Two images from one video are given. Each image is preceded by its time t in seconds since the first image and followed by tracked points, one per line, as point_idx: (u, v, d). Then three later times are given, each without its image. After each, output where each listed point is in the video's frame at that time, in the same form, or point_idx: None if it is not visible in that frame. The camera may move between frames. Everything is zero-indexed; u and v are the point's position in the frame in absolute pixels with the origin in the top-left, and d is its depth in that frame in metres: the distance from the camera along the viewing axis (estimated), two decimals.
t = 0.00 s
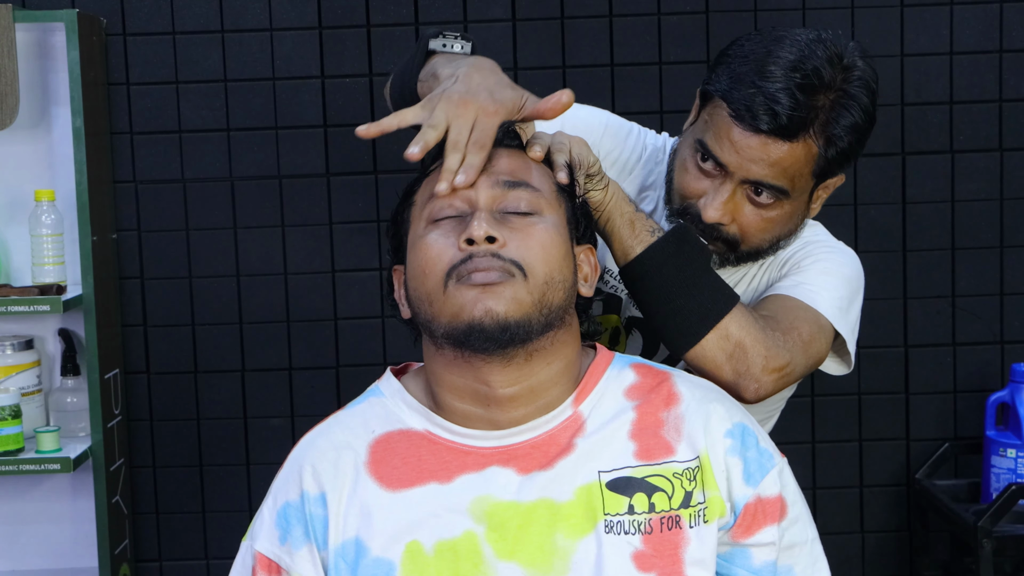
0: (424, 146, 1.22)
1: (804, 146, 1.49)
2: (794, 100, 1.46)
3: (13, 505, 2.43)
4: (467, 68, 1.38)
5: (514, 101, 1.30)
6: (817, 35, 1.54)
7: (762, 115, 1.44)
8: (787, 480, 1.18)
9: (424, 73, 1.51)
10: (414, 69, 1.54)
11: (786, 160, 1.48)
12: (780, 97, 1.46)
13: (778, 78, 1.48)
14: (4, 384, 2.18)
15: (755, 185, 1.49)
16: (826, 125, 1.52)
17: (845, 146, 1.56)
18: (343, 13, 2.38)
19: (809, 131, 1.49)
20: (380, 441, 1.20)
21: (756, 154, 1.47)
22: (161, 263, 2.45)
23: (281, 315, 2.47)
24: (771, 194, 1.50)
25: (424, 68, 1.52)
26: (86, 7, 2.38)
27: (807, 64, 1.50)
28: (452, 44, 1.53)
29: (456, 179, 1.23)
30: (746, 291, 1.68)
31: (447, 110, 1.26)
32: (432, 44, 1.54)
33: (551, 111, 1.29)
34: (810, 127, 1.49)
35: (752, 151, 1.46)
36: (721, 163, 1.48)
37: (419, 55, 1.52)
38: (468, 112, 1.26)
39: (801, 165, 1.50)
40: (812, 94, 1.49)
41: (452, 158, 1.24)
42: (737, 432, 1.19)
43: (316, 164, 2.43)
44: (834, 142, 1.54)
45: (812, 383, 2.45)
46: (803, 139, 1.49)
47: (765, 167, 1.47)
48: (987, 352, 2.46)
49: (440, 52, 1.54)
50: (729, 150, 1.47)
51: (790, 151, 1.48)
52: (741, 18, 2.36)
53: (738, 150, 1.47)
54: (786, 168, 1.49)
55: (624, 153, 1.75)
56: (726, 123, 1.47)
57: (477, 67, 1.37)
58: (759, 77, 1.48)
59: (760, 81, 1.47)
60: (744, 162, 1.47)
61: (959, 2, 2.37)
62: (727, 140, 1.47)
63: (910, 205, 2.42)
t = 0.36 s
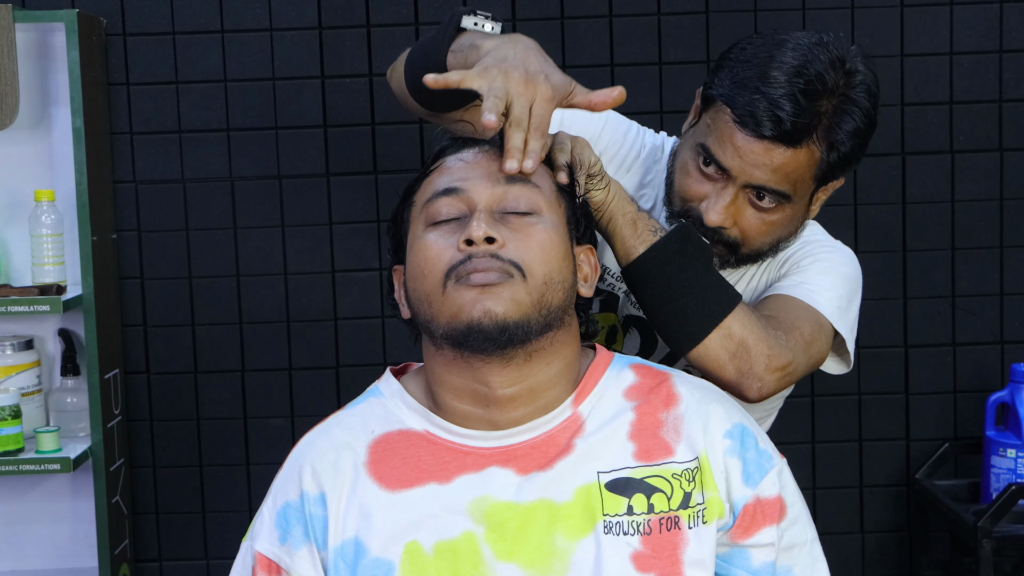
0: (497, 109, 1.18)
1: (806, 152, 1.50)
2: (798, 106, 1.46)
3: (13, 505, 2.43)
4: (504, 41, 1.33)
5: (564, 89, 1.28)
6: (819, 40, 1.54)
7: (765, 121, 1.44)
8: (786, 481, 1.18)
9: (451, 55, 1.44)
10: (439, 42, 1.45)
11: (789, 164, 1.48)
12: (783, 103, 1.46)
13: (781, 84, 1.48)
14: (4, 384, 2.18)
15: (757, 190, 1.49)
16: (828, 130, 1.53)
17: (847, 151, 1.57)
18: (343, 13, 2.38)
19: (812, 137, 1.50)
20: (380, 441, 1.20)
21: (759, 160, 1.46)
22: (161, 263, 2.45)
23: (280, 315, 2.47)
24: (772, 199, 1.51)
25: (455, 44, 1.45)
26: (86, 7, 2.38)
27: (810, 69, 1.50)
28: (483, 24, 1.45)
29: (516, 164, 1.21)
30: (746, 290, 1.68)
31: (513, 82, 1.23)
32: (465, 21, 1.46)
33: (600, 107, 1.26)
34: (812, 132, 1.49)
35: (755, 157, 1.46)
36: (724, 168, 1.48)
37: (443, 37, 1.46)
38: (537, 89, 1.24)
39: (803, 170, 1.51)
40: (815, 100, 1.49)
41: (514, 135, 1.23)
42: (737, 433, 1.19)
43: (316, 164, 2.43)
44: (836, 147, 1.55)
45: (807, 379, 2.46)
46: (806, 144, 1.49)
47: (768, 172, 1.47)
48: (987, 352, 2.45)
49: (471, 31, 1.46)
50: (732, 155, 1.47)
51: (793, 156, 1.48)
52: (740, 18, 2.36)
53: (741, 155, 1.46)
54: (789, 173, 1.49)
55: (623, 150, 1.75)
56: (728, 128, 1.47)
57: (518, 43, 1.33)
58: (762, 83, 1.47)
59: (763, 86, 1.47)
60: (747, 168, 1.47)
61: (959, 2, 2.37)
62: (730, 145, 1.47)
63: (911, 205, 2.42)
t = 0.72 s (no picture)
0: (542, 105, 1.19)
1: (800, 158, 1.49)
2: (791, 113, 1.46)
3: (13, 505, 2.43)
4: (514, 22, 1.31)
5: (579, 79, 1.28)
6: (809, 45, 1.54)
7: (759, 129, 1.44)
8: (787, 482, 1.19)
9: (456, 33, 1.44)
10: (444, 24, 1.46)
11: (783, 171, 1.48)
12: (776, 110, 1.45)
13: (773, 91, 1.47)
14: (4, 384, 2.18)
15: (752, 197, 1.49)
16: (821, 135, 1.53)
17: (840, 155, 1.57)
18: (343, 13, 2.38)
19: (806, 143, 1.50)
20: (381, 442, 1.20)
21: (754, 167, 1.46)
22: (161, 262, 2.45)
23: (280, 315, 2.47)
24: (767, 205, 1.50)
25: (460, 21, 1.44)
26: (86, 7, 2.38)
27: (801, 74, 1.49)
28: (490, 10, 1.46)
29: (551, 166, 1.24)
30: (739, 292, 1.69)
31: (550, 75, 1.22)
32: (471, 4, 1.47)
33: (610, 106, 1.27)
34: (806, 138, 1.49)
35: (749, 164, 1.46)
36: (717, 175, 1.47)
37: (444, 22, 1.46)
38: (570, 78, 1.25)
39: (797, 176, 1.50)
40: (807, 105, 1.49)
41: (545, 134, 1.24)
42: (738, 434, 1.19)
43: (316, 164, 2.43)
44: (829, 151, 1.55)
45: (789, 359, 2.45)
46: (800, 151, 1.49)
47: (762, 179, 1.47)
48: (987, 352, 2.46)
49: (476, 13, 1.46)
50: (726, 162, 1.46)
51: (787, 163, 1.48)
52: (740, 18, 2.36)
53: (735, 162, 1.46)
54: (783, 179, 1.49)
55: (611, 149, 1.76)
56: (721, 136, 1.46)
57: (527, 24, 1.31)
58: (754, 90, 1.47)
59: (755, 94, 1.46)
60: (741, 175, 1.46)
61: (959, 2, 2.37)
62: (723, 153, 1.46)
63: (910, 205, 2.42)
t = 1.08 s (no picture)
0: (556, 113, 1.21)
1: (795, 159, 1.49)
2: (785, 114, 1.46)
3: (13, 505, 2.43)
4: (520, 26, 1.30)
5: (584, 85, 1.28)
6: (800, 44, 1.53)
7: (754, 131, 1.44)
8: (786, 484, 1.19)
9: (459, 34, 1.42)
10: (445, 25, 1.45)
11: (778, 172, 1.48)
12: (771, 111, 1.45)
13: (767, 92, 1.47)
14: (4, 384, 2.18)
15: (747, 198, 1.49)
16: (815, 135, 1.53)
17: (834, 154, 1.57)
18: (343, 13, 2.38)
19: (800, 144, 1.49)
20: (381, 443, 1.20)
21: (750, 169, 1.46)
22: (161, 262, 2.45)
23: (280, 315, 2.47)
24: (762, 206, 1.51)
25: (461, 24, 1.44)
26: (86, 7, 2.38)
27: (795, 75, 1.49)
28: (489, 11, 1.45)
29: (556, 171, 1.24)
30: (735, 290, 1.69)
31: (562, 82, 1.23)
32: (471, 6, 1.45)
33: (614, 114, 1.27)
34: (801, 139, 1.49)
35: (745, 166, 1.46)
36: (713, 177, 1.47)
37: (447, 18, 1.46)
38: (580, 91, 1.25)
39: (792, 176, 1.50)
40: (801, 106, 1.49)
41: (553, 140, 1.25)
42: (737, 436, 1.19)
43: (316, 165, 2.43)
44: (823, 151, 1.55)
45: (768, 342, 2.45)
46: (795, 151, 1.49)
47: (757, 180, 1.47)
48: (987, 352, 2.46)
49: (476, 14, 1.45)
50: (721, 164, 1.46)
51: (783, 164, 1.48)
52: (740, 18, 2.36)
53: (731, 164, 1.46)
54: (779, 181, 1.49)
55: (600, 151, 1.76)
56: (716, 137, 1.46)
57: (531, 25, 1.31)
58: (748, 92, 1.46)
59: (749, 95, 1.46)
60: (737, 177, 1.46)
61: (959, 2, 2.37)
62: (718, 155, 1.46)
63: (910, 205, 2.42)
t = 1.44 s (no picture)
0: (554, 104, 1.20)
1: (797, 157, 1.49)
2: (788, 111, 1.46)
3: (13, 506, 2.43)
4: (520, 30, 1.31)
5: (589, 87, 1.27)
6: (804, 44, 1.54)
7: (756, 128, 1.44)
8: (787, 484, 1.19)
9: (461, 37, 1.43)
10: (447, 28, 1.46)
11: (780, 169, 1.48)
12: (773, 108, 1.45)
13: (770, 90, 1.47)
14: (4, 384, 2.18)
15: (749, 196, 1.49)
16: (818, 134, 1.53)
17: (836, 152, 1.57)
18: (343, 13, 2.38)
19: (803, 142, 1.49)
20: (382, 443, 1.20)
21: (751, 166, 1.46)
22: (161, 262, 2.45)
23: (280, 315, 2.47)
24: (764, 204, 1.51)
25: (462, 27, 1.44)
26: (86, 7, 2.38)
27: (798, 73, 1.49)
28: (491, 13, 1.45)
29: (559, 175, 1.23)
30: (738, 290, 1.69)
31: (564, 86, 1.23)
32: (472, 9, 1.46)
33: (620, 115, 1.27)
34: (803, 137, 1.49)
35: (747, 162, 1.46)
36: (714, 174, 1.47)
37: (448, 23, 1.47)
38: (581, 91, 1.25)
39: (794, 174, 1.50)
40: (804, 104, 1.49)
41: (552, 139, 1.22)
42: (738, 437, 1.19)
43: (316, 165, 2.43)
44: (826, 149, 1.55)
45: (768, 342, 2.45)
46: (797, 149, 1.49)
47: (760, 178, 1.47)
48: (987, 352, 2.46)
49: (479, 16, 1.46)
50: (723, 161, 1.46)
51: (785, 161, 1.48)
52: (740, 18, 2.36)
53: (733, 161, 1.46)
54: (781, 178, 1.49)
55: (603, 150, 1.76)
56: (718, 135, 1.46)
57: (536, 29, 1.32)
58: (751, 88, 1.47)
59: (752, 92, 1.46)
60: (739, 174, 1.46)
61: (959, 2, 2.37)
62: (721, 151, 1.46)
63: (910, 205, 2.42)
